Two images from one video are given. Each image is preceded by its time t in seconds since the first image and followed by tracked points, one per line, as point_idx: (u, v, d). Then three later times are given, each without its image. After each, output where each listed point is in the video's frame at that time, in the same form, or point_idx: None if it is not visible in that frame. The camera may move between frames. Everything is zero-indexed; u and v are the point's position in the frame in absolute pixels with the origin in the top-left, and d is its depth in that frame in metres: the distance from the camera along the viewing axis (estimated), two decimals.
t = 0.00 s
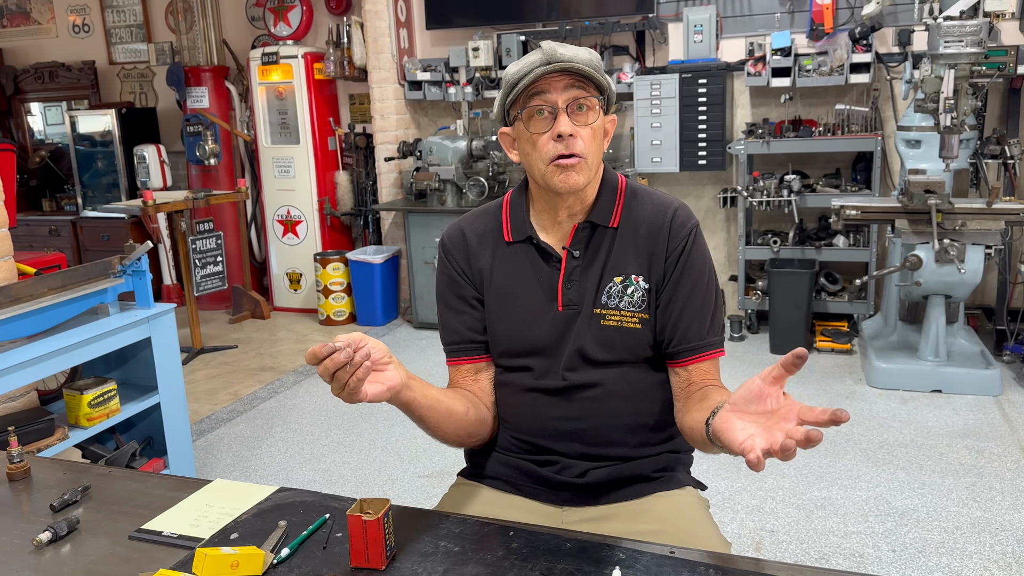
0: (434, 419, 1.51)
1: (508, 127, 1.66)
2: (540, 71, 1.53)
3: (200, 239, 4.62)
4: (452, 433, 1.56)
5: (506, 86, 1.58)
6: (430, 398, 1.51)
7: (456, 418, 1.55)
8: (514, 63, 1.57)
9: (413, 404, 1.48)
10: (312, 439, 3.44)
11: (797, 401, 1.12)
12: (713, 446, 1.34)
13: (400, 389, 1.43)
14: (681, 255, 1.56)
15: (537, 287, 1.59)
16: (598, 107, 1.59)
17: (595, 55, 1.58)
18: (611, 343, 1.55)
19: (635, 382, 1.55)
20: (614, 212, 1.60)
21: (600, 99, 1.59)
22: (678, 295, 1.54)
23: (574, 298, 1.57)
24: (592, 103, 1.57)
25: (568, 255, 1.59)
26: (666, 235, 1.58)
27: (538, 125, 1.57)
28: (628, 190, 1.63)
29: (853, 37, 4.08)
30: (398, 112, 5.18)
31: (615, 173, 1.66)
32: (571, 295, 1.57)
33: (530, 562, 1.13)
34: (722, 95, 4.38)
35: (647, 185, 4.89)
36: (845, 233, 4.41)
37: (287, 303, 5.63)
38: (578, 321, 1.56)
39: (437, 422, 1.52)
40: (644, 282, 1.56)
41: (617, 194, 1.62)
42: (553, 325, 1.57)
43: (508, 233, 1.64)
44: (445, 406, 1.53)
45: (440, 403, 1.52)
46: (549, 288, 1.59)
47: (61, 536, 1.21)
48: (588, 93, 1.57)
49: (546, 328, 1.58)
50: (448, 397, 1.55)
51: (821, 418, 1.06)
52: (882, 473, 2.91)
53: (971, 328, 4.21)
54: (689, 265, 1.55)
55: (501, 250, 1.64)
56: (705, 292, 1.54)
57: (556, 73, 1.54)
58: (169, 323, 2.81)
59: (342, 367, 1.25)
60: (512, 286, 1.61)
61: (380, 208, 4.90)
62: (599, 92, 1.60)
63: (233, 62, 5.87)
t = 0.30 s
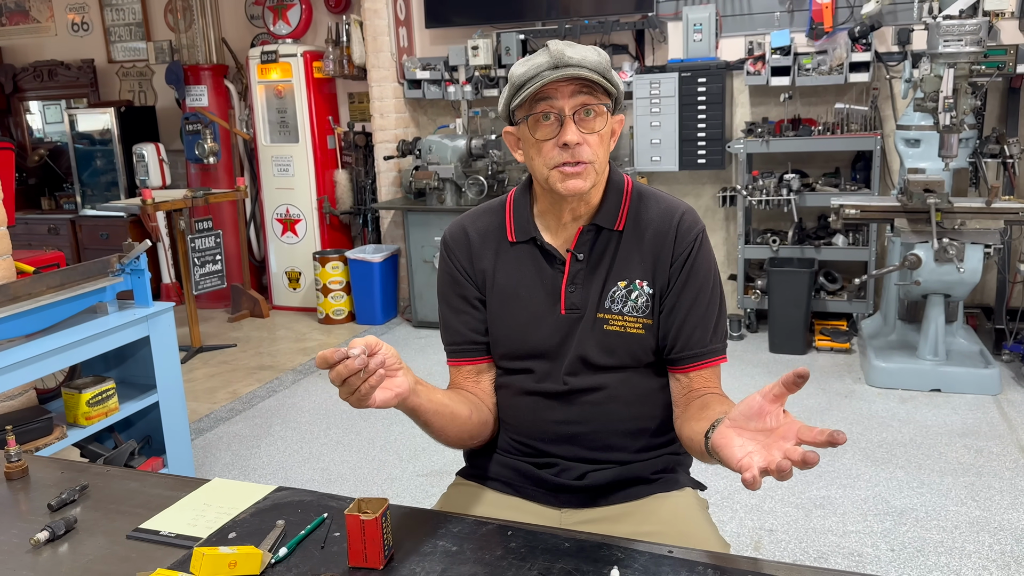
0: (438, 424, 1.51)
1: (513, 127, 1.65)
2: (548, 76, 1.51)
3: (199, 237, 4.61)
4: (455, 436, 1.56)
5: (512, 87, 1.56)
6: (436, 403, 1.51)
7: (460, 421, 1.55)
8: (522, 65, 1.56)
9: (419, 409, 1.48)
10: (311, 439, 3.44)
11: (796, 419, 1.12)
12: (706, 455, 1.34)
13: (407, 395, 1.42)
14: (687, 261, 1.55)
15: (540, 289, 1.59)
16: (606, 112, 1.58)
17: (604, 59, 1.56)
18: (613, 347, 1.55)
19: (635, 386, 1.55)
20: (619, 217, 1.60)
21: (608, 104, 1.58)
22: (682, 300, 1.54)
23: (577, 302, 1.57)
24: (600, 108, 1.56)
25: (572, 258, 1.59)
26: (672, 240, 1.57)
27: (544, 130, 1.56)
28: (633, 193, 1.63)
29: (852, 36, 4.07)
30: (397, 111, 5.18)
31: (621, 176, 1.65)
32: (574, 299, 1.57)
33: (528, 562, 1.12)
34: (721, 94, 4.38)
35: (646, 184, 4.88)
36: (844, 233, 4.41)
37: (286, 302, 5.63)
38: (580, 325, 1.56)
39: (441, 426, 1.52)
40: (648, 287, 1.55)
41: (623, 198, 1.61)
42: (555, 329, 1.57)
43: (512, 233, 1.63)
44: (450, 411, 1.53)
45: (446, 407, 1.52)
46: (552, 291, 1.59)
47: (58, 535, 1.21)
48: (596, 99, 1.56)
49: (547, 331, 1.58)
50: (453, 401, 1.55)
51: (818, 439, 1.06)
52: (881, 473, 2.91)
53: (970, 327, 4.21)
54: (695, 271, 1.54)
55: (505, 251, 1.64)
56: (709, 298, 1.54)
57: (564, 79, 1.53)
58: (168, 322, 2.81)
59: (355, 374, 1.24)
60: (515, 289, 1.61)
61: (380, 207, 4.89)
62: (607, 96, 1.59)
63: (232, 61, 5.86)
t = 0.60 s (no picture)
0: (440, 421, 1.51)
1: (513, 125, 1.64)
2: (547, 74, 1.51)
3: (198, 236, 4.61)
4: (457, 433, 1.56)
5: (511, 86, 1.56)
6: (439, 399, 1.50)
7: (462, 419, 1.55)
8: (521, 63, 1.56)
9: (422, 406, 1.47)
10: (310, 438, 3.44)
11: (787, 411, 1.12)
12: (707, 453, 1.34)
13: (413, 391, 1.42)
14: (687, 259, 1.55)
15: (540, 287, 1.59)
16: (605, 110, 1.58)
17: (603, 57, 1.56)
18: (613, 345, 1.55)
19: (635, 385, 1.55)
20: (620, 215, 1.59)
21: (608, 102, 1.58)
22: (682, 298, 1.54)
23: (577, 301, 1.56)
24: (599, 106, 1.56)
25: (572, 256, 1.58)
26: (673, 238, 1.57)
27: (543, 128, 1.56)
28: (634, 192, 1.63)
29: (852, 35, 4.07)
30: (396, 110, 5.18)
31: (621, 174, 1.65)
32: (574, 297, 1.57)
33: (527, 561, 1.12)
34: (721, 94, 4.38)
35: (646, 183, 4.88)
36: (843, 232, 4.41)
37: (285, 301, 5.63)
38: (581, 323, 1.56)
39: (443, 423, 1.52)
40: (648, 285, 1.55)
41: (623, 196, 1.61)
42: (555, 327, 1.57)
43: (512, 231, 1.63)
44: (452, 408, 1.53)
45: (448, 405, 1.52)
46: (552, 289, 1.59)
47: (56, 534, 1.21)
48: (596, 97, 1.56)
49: (547, 329, 1.57)
50: (455, 399, 1.55)
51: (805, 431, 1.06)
52: (880, 472, 2.91)
53: (969, 327, 4.21)
54: (695, 270, 1.54)
55: (505, 249, 1.64)
56: (710, 296, 1.54)
57: (563, 77, 1.53)
58: (167, 320, 2.81)
59: (365, 369, 1.25)
60: (515, 287, 1.60)
61: (379, 206, 4.89)
62: (607, 94, 1.58)
63: (231, 59, 5.85)
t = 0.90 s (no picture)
0: (445, 412, 1.51)
1: (510, 125, 1.65)
2: (540, 71, 1.51)
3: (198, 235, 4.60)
4: (460, 427, 1.55)
5: (506, 85, 1.56)
6: (444, 390, 1.50)
7: (466, 413, 1.55)
8: (515, 62, 1.56)
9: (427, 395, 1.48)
10: (310, 436, 3.44)
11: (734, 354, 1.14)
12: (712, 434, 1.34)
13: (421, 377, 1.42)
14: (685, 253, 1.55)
15: (539, 283, 1.59)
16: (599, 106, 1.58)
17: (596, 54, 1.56)
18: (613, 341, 1.54)
19: (635, 382, 1.54)
20: (618, 211, 1.59)
21: (602, 99, 1.58)
22: (681, 293, 1.53)
23: (576, 296, 1.56)
24: (593, 102, 1.56)
25: (571, 252, 1.59)
26: (671, 234, 1.57)
27: (538, 125, 1.56)
28: (632, 189, 1.63)
29: (852, 35, 4.07)
30: (396, 109, 5.17)
31: (619, 171, 1.65)
32: (573, 293, 1.57)
33: (528, 562, 1.12)
34: (721, 94, 4.38)
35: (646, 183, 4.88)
36: (843, 232, 4.41)
37: (285, 300, 5.62)
38: (580, 319, 1.56)
39: (447, 415, 1.52)
40: (647, 280, 1.55)
41: (621, 193, 1.61)
42: (554, 324, 1.57)
43: (511, 230, 1.63)
44: (457, 400, 1.53)
45: (453, 397, 1.52)
46: (551, 286, 1.58)
47: (56, 534, 1.20)
48: (589, 93, 1.56)
49: (547, 325, 1.57)
50: (460, 392, 1.54)
51: (740, 365, 1.08)
52: (880, 473, 2.91)
53: (969, 328, 4.20)
54: (693, 265, 1.54)
55: (504, 246, 1.64)
56: (707, 291, 1.53)
57: (556, 73, 1.53)
58: (166, 319, 2.80)
59: (375, 347, 1.27)
60: (515, 284, 1.60)
61: (379, 205, 4.89)
62: (600, 91, 1.58)
63: (231, 58, 5.85)
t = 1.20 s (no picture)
0: (444, 403, 1.51)
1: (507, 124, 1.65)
2: (533, 69, 1.52)
3: (198, 233, 4.60)
4: (461, 421, 1.55)
5: (501, 83, 1.57)
6: (443, 381, 1.51)
7: (466, 406, 1.55)
8: (509, 62, 1.57)
9: (426, 384, 1.48)
10: (310, 435, 3.44)
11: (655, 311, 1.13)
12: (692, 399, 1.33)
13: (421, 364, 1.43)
14: (682, 248, 1.55)
15: (538, 279, 1.59)
16: (594, 103, 1.57)
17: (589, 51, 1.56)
18: (612, 335, 1.54)
19: (637, 377, 1.54)
20: (615, 208, 1.59)
21: (596, 95, 1.58)
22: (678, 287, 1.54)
23: (574, 292, 1.56)
24: (587, 99, 1.56)
25: (569, 248, 1.58)
26: (668, 229, 1.57)
27: (533, 123, 1.56)
28: (629, 186, 1.62)
29: (853, 35, 4.07)
30: (396, 109, 5.17)
31: (617, 169, 1.65)
32: (572, 288, 1.56)
33: (528, 561, 1.12)
34: (722, 93, 4.37)
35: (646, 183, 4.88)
36: (843, 233, 4.41)
37: (284, 299, 5.62)
38: (579, 314, 1.55)
39: (446, 407, 1.51)
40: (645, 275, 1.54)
41: (618, 190, 1.60)
42: (553, 319, 1.57)
43: (509, 227, 1.63)
44: (457, 392, 1.53)
45: (453, 389, 1.52)
46: (549, 281, 1.58)
47: (56, 532, 1.20)
48: (583, 90, 1.56)
49: (546, 320, 1.57)
50: (460, 385, 1.54)
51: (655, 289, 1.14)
52: (879, 473, 2.91)
53: (969, 328, 4.20)
54: (690, 260, 1.54)
55: (503, 243, 1.63)
56: (704, 286, 1.53)
57: (549, 71, 1.53)
58: (166, 317, 2.80)
59: (378, 330, 1.28)
60: (514, 280, 1.60)
61: (379, 204, 4.89)
62: (594, 88, 1.58)
63: (231, 57, 5.84)
